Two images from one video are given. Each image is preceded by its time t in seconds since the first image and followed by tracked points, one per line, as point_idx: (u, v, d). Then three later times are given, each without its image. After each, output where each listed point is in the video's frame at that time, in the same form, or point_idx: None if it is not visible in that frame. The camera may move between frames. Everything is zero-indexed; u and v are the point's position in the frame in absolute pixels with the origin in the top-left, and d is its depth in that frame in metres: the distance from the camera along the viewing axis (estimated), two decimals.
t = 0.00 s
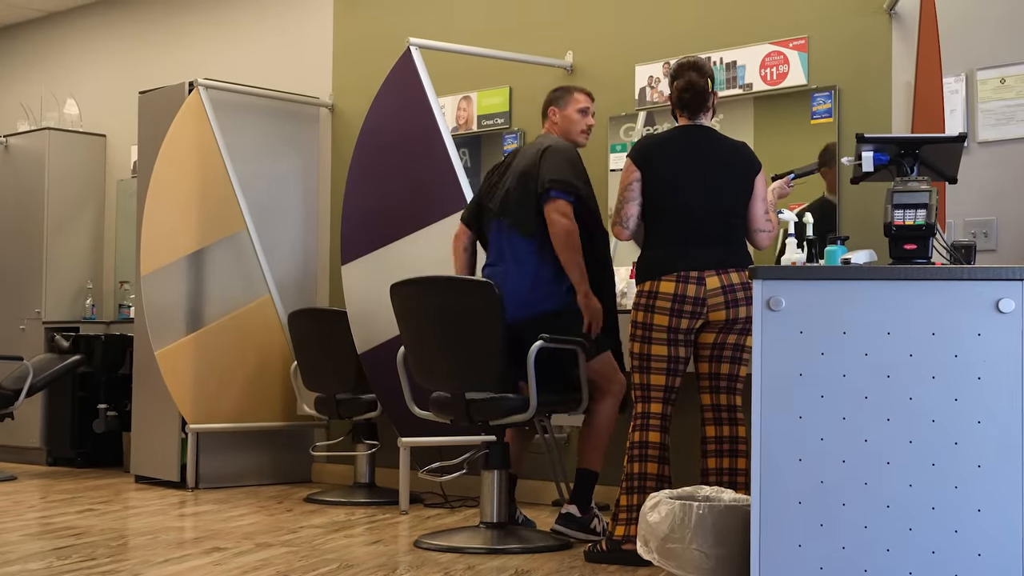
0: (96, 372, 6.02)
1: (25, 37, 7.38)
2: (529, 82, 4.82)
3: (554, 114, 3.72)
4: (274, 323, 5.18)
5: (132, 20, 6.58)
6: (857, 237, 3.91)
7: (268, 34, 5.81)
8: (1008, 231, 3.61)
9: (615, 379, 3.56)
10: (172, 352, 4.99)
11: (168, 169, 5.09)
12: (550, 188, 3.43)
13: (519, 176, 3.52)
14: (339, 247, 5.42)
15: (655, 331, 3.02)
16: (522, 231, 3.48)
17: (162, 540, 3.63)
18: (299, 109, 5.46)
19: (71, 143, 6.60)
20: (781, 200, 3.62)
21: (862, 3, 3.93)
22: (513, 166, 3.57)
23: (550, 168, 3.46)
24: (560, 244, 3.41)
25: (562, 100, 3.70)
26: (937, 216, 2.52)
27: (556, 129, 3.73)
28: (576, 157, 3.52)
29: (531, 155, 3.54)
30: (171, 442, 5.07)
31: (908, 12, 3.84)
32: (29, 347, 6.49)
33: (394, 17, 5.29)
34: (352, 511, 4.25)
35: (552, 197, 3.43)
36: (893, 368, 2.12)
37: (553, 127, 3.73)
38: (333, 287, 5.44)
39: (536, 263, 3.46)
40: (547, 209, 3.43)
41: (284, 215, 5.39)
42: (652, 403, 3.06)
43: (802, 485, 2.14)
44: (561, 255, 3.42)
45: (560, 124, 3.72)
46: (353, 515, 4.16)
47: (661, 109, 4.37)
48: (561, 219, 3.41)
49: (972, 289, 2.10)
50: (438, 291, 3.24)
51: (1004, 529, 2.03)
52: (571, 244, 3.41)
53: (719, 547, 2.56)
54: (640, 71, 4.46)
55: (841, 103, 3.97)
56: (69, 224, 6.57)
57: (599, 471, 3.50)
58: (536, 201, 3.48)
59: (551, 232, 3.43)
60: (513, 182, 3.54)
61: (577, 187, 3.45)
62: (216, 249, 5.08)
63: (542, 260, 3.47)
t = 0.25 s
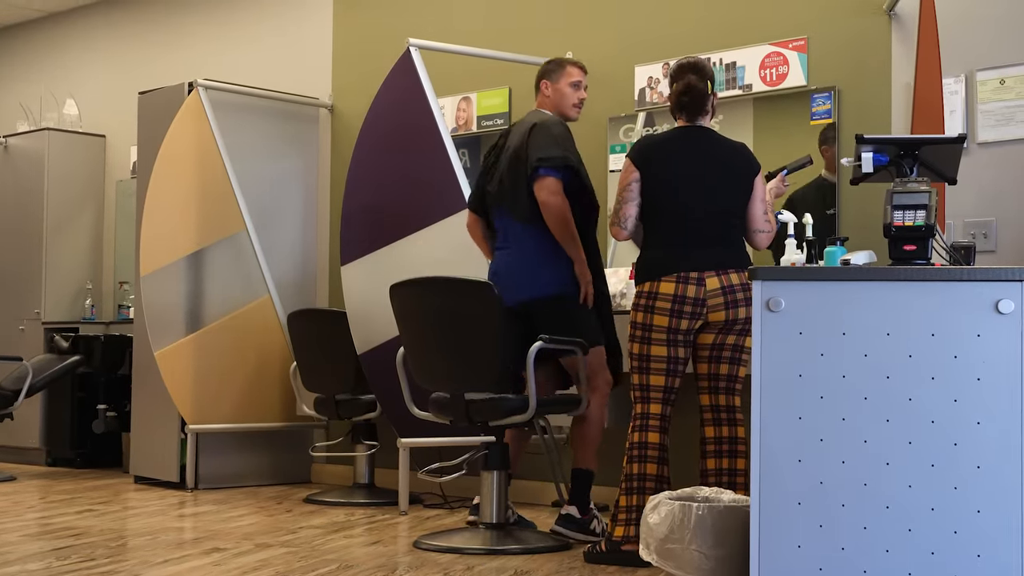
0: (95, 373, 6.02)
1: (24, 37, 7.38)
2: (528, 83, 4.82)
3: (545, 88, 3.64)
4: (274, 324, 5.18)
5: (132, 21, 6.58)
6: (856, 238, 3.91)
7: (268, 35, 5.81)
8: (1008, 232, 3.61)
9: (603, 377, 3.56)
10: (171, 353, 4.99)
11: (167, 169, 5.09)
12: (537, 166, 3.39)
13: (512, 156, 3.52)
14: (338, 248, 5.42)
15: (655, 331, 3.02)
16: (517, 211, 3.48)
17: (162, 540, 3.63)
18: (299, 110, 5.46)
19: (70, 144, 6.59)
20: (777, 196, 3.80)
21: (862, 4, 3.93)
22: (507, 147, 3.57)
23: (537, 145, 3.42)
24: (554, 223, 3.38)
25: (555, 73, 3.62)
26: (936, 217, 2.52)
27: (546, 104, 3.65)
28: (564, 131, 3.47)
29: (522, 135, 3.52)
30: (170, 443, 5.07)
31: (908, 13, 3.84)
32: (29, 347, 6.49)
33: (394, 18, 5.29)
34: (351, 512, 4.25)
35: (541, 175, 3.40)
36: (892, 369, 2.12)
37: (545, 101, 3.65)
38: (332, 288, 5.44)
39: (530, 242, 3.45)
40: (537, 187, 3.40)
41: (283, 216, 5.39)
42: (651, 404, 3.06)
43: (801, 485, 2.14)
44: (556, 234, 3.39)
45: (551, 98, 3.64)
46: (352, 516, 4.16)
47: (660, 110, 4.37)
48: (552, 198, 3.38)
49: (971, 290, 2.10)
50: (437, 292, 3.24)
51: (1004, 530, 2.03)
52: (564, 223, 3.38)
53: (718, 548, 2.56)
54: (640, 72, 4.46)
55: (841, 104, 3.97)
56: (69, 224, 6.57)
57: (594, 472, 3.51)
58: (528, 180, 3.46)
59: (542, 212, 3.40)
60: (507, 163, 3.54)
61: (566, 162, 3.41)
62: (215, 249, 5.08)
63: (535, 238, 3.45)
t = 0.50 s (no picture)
0: (95, 372, 6.03)
1: (24, 36, 7.38)
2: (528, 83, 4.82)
3: (536, 79, 3.61)
4: (273, 324, 5.18)
5: (132, 20, 6.57)
6: (856, 239, 3.91)
7: (268, 34, 5.81)
8: (1008, 233, 3.61)
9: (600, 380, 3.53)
10: (171, 352, 4.99)
11: (167, 169, 5.09)
12: (528, 163, 3.38)
13: (502, 154, 3.52)
14: (338, 247, 5.42)
15: (658, 332, 3.02)
16: (508, 206, 3.48)
17: (161, 539, 3.63)
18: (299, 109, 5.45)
19: (70, 143, 6.59)
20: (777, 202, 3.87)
21: (863, 5, 3.93)
22: (498, 141, 3.57)
23: (526, 141, 3.41)
24: (548, 224, 3.37)
25: (545, 63, 3.59)
26: (936, 218, 2.52)
27: (536, 95, 3.62)
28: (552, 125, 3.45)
29: (509, 131, 3.52)
30: (170, 442, 5.07)
31: (908, 13, 3.84)
32: (29, 346, 6.50)
33: (394, 17, 5.29)
34: (351, 511, 4.25)
35: (532, 173, 3.39)
36: (892, 370, 2.12)
37: (535, 91, 3.62)
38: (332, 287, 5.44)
39: (523, 237, 3.45)
40: (530, 187, 3.39)
41: (283, 215, 5.38)
42: (652, 405, 3.06)
43: (801, 486, 2.14)
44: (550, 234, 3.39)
45: (541, 88, 3.61)
46: (352, 515, 4.17)
47: (661, 110, 4.37)
48: (546, 199, 3.37)
49: (972, 291, 2.10)
50: (436, 291, 3.24)
51: (1003, 531, 2.04)
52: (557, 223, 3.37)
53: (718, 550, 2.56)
54: (640, 72, 4.46)
55: (841, 104, 3.97)
56: (69, 224, 6.57)
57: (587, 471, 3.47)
58: (519, 175, 3.45)
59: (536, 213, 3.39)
60: (499, 157, 3.54)
61: (556, 157, 3.39)
62: (215, 249, 5.08)
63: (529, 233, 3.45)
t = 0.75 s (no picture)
0: (95, 370, 6.02)
1: (25, 34, 7.38)
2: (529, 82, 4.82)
3: (527, 77, 3.61)
4: (274, 322, 5.18)
5: (133, 18, 6.57)
6: (857, 238, 3.91)
7: (269, 32, 5.81)
8: (1008, 232, 3.61)
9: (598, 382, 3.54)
10: (172, 350, 5.00)
11: (167, 166, 5.09)
12: (518, 169, 3.39)
13: (493, 155, 3.52)
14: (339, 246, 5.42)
15: (666, 335, 3.06)
16: (499, 209, 3.50)
17: (161, 537, 3.63)
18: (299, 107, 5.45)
19: (71, 141, 6.59)
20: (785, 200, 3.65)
21: (863, 4, 3.93)
22: (488, 143, 3.57)
23: (514, 147, 3.42)
24: (541, 229, 3.40)
25: (536, 62, 3.60)
26: (937, 217, 2.53)
27: (528, 94, 3.62)
28: (541, 128, 3.46)
29: (499, 132, 3.52)
30: (170, 440, 5.07)
31: (909, 12, 3.84)
32: (29, 344, 6.50)
33: (395, 16, 5.29)
34: (351, 510, 4.25)
35: (523, 179, 3.41)
36: (892, 369, 2.12)
37: (525, 90, 3.63)
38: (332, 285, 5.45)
39: (515, 240, 3.48)
40: (521, 193, 3.41)
41: (283, 213, 5.38)
42: (652, 403, 3.12)
43: (801, 485, 2.14)
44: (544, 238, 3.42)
45: (534, 88, 3.62)
46: (352, 514, 4.17)
47: (661, 108, 4.37)
48: (539, 204, 3.40)
49: (973, 290, 2.11)
50: (440, 291, 3.28)
51: (1004, 530, 2.05)
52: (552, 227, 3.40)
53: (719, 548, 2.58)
54: (640, 71, 4.46)
55: (841, 103, 3.97)
56: (69, 221, 6.57)
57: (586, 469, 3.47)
58: (509, 179, 3.47)
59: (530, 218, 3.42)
60: (489, 159, 3.54)
61: (545, 162, 3.40)
62: (216, 247, 5.08)
63: (520, 236, 3.48)
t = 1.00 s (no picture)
0: (96, 368, 6.03)
1: (25, 32, 7.38)
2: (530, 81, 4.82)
3: (528, 77, 3.61)
4: (275, 321, 5.18)
5: (133, 17, 6.57)
6: (858, 237, 3.91)
7: (269, 31, 5.81)
8: (1008, 232, 3.61)
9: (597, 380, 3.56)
10: (172, 348, 4.99)
11: (168, 164, 5.08)
12: (521, 169, 3.39)
13: (495, 154, 3.51)
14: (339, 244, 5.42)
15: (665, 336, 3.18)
16: (500, 208, 3.50)
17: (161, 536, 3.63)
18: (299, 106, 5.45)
19: (71, 139, 6.59)
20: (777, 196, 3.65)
21: (863, 4, 3.93)
22: (490, 142, 3.56)
23: (518, 147, 3.41)
24: (546, 229, 3.41)
25: (537, 62, 3.60)
26: (937, 216, 2.53)
27: (529, 92, 3.63)
28: (543, 127, 3.45)
29: (502, 131, 3.51)
30: (171, 439, 5.07)
31: (910, 11, 3.84)
32: (29, 342, 6.50)
33: (395, 15, 5.29)
34: (351, 509, 4.25)
35: (526, 180, 3.40)
36: (893, 368, 2.13)
37: (525, 89, 3.63)
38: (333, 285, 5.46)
39: (516, 238, 3.48)
40: (525, 193, 3.40)
41: (283, 212, 5.38)
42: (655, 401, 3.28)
43: (801, 484, 2.14)
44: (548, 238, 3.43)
45: (534, 87, 3.62)
46: (352, 513, 4.17)
47: (662, 108, 4.37)
48: (544, 204, 3.40)
49: (973, 289, 2.11)
50: (437, 290, 3.28)
51: (1003, 529, 2.06)
52: (557, 227, 3.41)
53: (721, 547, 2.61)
54: (640, 70, 4.46)
55: (842, 103, 3.97)
56: (69, 220, 6.56)
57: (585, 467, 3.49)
58: (512, 179, 3.47)
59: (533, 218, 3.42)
60: (491, 157, 3.53)
61: (547, 162, 3.41)
62: (216, 245, 5.08)
63: (521, 235, 3.48)
